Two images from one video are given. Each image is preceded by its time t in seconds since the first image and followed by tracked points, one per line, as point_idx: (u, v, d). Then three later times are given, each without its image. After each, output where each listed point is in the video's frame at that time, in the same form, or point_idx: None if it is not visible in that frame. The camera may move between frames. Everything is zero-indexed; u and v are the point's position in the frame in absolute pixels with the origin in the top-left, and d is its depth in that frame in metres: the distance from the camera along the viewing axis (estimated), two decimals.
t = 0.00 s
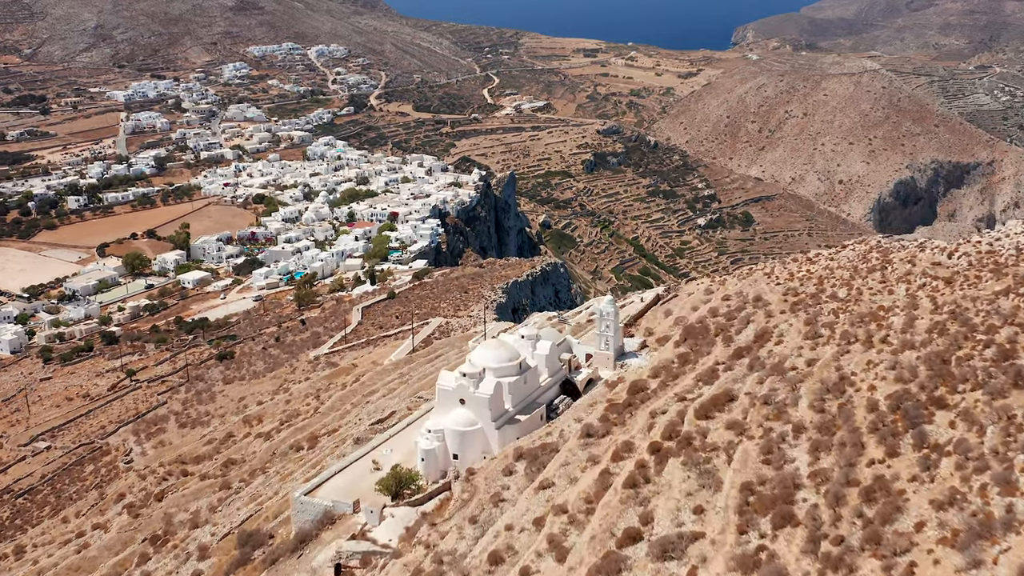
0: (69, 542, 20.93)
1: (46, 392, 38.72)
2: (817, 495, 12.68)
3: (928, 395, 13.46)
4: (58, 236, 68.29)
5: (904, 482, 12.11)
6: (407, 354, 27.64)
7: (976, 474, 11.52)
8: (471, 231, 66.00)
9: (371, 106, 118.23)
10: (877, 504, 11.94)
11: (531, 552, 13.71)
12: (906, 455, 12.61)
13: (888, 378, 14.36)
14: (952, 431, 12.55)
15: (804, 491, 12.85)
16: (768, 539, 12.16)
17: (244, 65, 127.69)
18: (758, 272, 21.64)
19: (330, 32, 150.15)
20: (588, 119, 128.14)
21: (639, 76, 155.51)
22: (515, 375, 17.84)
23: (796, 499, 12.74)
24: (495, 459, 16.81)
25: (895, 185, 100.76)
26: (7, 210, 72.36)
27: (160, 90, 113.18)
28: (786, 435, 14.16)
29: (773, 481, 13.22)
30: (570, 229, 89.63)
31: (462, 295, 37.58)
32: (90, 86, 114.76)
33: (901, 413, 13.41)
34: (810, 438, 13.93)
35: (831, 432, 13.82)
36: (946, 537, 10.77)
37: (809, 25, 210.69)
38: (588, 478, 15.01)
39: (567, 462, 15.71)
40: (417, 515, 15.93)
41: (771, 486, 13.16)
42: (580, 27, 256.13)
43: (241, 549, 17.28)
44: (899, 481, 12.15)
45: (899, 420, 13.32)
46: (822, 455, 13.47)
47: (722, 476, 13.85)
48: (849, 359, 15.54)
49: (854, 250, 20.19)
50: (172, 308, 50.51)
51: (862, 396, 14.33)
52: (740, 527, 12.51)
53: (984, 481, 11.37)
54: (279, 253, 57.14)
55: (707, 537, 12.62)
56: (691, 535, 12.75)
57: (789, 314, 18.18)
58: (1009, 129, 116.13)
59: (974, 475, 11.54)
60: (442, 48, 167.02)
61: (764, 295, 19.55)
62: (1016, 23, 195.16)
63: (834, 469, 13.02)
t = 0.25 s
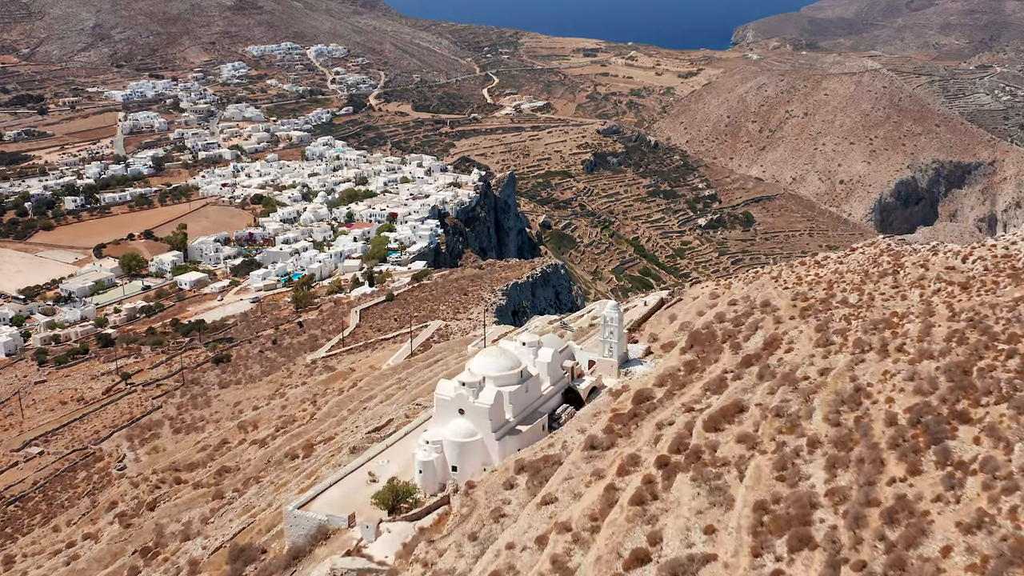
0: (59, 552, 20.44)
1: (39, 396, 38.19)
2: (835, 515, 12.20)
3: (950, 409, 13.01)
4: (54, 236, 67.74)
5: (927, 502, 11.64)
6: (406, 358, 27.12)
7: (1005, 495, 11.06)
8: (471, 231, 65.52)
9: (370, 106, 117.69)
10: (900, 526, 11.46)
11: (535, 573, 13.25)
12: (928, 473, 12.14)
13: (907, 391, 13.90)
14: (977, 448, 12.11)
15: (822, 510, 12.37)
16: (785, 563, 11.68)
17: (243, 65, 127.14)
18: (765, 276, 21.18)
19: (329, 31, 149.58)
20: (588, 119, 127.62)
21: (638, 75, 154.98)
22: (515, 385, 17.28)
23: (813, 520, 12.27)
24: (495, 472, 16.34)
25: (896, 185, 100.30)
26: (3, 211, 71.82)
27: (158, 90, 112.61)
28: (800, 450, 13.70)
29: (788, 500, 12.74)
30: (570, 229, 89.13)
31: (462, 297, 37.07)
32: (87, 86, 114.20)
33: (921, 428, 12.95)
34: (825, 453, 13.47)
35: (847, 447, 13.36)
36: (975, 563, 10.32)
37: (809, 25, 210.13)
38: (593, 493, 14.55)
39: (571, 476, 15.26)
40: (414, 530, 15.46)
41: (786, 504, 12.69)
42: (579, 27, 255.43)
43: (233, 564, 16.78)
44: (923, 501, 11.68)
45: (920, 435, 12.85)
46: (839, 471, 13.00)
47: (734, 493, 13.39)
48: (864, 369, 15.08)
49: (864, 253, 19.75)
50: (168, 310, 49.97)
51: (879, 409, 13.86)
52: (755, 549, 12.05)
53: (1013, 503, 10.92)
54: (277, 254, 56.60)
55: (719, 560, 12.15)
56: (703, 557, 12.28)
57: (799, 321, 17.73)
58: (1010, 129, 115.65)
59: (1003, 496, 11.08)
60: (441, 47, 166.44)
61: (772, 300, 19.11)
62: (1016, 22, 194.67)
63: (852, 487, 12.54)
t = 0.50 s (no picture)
0: (48, 563, 19.93)
1: (33, 400, 37.65)
2: (856, 539, 11.70)
3: (973, 424, 12.55)
4: (51, 237, 67.19)
5: (955, 526, 11.13)
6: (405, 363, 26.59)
7: None
8: (471, 232, 65.03)
9: (369, 106, 117.19)
10: (925, 551, 10.94)
11: None
12: (954, 493, 11.64)
13: (927, 404, 13.44)
14: (1005, 467, 11.63)
15: (842, 533, 11.87)
16: None
17: (241, 65, 126.60)
18: (773, 280, 20.75)
19: (328, 31, 149.09)
20: (589, 119, 127.15)
21: (639, 75, 154.48)
22: (517, 395, 16.75)
23: (833, 543, 11.76)
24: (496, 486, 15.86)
25: (898, 185, 99.80)
26: None
27: (157, 90, 112.07)
28: (816, 467, 13.22)
29: (805, 521, 12.25)
30: (570, 229, 88.63)
31: (461, 299, 36.55)
32: (86, 86, 113.68)
33: (944, 445, 12.46)
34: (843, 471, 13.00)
35: (866, 464, 12.89)
36: None
37: (809, 25, 209.58)
38: (598, 511, 14.08)
39: (575, 491, 14.81)
40: (412, 547, 14.98)
41: (803, 526, 12.22)
42: (579, 27, 254.78)
43: None
44: (949, 525, 11.17)
45: (943, 452, 12.36)
46: (858, 490, 12.51)
47: (748, 512, 12.90)
48: (880, 380, 14.62)
49: (874, 257, 19.33)
50: (165, 312, 49.43)
51: (898, 423, 13.40)
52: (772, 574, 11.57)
53: None
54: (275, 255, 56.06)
55: None
56: None
57: (810, 328, 17.32)
58: (1011, 128, 115.19)
59: None
60: (441, 47, 165.91)
61: (781, 306, 18.70)
62: (1017, 22, 194.17)
63: (873, 508, 12.04)
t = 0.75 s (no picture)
0: None
1: (27, 403, 37.13)
2: (879, 564, 11.15)
3: (1000, 441, 12.04)
4: (48, 238, 66.66)
5: (984, 551, 10.58)
6: (403, 367, 26.06)
7: None
8: (471, 233, 64.53)
9: (368, 106, 116.70)
10: None
11: None
12: (982, 516, 11.09)
13: (949, 419, 12.96)
14: None
15: (863, 557, 11.33)
16: None
17: (240, 65, 126.05)
18: (781, 284, 20.30)
19: (328, 31, 148.62)
20: (589, 119, 126.65)
21: (639, 75, 153.95)
22: (519, 406, 16.25)
23: (853, 568, 11.23)
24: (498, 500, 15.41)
25: (900, 185, 99.31)
26: None
27: (155, 89, 111.54)
28: (834, 484, 12.71)
29: (823, 544, 11.73)
30: (570, 230, 88.14)
31: (461, 301, 36.03)
32: (84, 85, 113.17)
33: (970, 463, 11.94)
34: (862, 489, 12.49)
35: (887, 483, 12.36)
36: None
37: (810, 25, 209.01)
38: (604, 530, 13.61)
39: (579, 508, 14.38)
40: (408, 565, 14.56)
41: (822, 549, 11.68)
42: (579, 27, 254.07)
43: None
44: (979, 550, 10.61)
45: (969, 471, 11.83)
46: (879, 511, 11.97)
47: (763, 533, 12.40)
48: (898, 392, 14.13)
49: (885, 261, 18.91)
50: (162, 314, 48.93)
51: (920, 439, 12.89)
52: None
53: None
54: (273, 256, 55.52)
55: None
56: None
57: (821, 336, 16.86)
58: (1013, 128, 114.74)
59: None
60: (440, 47, 165.39)
61: (790, 312, 18.28)
62: (1017, 22, 193.64)
63: (896, 531, 11.49)
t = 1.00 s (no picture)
0: None
1: (21, 406, 36.63)
2: None
3: None
4: (45, 239, 66.13)
5: None
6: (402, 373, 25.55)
7: None
8: (470, 234, 64.00)
9: (368, 106, 116.19)
10: None
11: None
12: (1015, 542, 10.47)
13: (975, 435, 12.40)
14: None
15: None
16: None
17: (240, 64, 125.56)
18: (789, 289, 19.86)
19: (328, 30, 148.23)
20: (589, 119, 126.14)
21: (640, 75, 153.41)
22: (520, 418, 15.79)
23: None
24: (499, 516, 14.94)
25: (901, 186, 98.78)
26: None
27: (154, 89, 111.05)
28: (854, 505, 12.14)
29: (845, 570, 11.12)
30: (571, 230, 87.55)
31: (461, 304, 35.52)
32: (82, 85, 112.66)
33: (1001, 484, 11.35)
34: (882, 510, 11.95)
35: (911, 504, 11.76)
36: None
37: (810, 25, 208.35)
38: (610, 552, 13.11)
39: (584, 527, 13.91)
40: None
41: None
42: (580, 27, 253.26)
43: None
44: None
45: (1000, 493, 11.23)
46: (904, 535, 11.34)
47: (779, 557, 11.83)
48: (919, 406, 13.60)
49: (898, 265, 18.45)
50: (159, 316, 48.44)
51: (944, 458, 12.34)
52: None
53: None
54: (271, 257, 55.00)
55: None
56: None
57: (834, 345, 16.41)
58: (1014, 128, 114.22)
59: None
60: (440, 47, 164.84)
61: (801, 318, 17.86)
62: (1018, 22, 192.95)
63: (923, 557, 10.88)
